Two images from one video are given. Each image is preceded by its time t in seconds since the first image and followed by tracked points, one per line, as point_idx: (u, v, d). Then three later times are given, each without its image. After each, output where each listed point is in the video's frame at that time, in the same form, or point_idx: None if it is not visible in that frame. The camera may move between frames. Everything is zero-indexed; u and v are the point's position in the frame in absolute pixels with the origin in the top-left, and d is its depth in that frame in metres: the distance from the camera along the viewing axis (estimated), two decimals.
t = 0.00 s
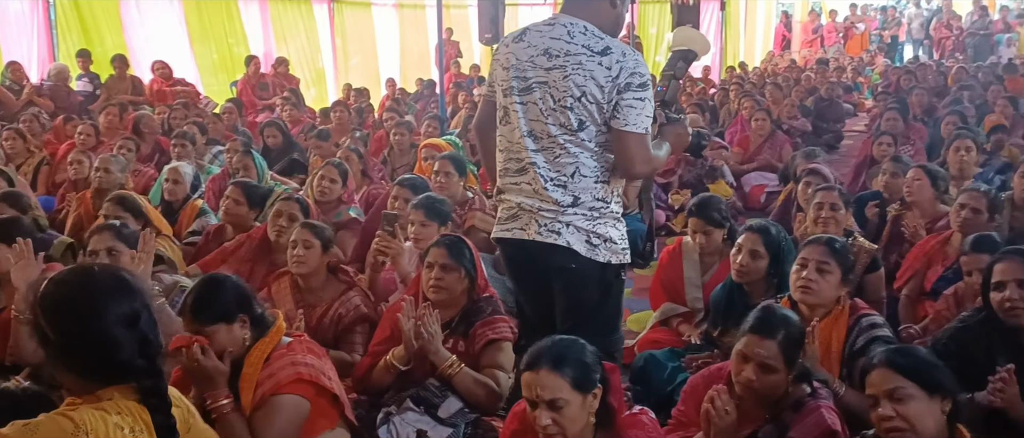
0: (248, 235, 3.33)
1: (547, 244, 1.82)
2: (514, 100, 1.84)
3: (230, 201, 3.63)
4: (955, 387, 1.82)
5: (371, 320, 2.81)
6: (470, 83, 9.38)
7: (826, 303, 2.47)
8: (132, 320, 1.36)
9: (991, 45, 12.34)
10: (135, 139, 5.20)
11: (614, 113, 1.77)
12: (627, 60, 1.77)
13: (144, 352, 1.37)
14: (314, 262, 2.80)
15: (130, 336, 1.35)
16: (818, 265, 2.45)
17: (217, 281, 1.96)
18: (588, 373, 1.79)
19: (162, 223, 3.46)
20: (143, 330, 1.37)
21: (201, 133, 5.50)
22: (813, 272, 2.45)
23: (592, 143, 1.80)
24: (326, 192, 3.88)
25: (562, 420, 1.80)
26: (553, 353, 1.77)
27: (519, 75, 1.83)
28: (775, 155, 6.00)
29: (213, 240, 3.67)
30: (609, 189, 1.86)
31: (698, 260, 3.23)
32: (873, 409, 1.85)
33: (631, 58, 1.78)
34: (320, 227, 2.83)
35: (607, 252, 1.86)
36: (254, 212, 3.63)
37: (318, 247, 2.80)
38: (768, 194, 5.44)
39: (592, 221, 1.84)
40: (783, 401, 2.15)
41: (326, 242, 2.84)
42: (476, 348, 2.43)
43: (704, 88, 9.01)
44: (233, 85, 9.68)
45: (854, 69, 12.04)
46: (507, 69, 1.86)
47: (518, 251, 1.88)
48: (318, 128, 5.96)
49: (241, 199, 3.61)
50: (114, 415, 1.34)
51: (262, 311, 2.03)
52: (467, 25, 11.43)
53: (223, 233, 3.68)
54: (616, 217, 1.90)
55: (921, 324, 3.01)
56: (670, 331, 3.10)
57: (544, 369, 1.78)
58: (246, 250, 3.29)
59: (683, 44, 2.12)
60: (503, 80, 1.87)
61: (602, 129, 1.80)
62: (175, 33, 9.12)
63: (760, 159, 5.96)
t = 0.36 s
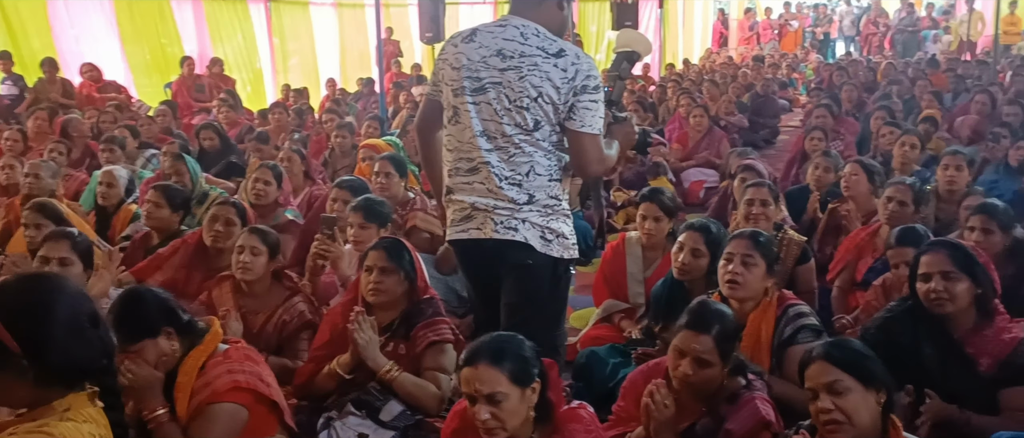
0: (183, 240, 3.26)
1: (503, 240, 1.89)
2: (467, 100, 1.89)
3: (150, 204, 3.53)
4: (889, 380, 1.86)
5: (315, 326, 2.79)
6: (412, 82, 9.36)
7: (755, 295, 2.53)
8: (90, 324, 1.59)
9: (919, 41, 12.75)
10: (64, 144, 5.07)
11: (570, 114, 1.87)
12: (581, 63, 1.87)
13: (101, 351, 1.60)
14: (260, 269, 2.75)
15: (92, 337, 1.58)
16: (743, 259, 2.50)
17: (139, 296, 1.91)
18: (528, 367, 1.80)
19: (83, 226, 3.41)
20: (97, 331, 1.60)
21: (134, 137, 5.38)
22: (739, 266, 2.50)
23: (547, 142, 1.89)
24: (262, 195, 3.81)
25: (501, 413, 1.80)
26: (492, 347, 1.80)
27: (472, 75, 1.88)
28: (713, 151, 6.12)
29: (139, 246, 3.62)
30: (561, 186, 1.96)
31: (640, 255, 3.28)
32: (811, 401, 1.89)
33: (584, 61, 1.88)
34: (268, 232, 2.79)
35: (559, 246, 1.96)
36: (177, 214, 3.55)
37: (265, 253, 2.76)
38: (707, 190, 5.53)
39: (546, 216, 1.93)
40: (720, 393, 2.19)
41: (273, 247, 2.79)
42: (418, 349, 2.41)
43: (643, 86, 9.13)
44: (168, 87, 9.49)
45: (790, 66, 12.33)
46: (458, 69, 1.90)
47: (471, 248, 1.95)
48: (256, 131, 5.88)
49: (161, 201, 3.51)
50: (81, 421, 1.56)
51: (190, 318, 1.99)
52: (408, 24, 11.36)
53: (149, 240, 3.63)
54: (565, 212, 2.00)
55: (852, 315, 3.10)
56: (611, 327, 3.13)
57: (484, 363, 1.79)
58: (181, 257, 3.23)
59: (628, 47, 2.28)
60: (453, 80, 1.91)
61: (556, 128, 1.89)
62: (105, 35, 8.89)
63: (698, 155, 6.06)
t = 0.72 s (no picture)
0: (111, 244, 3.17)
1: (445, 231, 1.91)
2: (403, 101, 1.90)
3: (79, 209, 3.42)
4: (834, 369, 1.90)
5: (246, 326, 2.75)
6: (350, 81, 9.28)
7: (692, 288, 2.56)
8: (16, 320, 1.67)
9: (847, 38, 13.11)
10: None
11: (504, 106, 1.89)
12: (512, 56, 1.89)
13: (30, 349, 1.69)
14: (191, 272, 2.67)
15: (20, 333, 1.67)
16: (682, 254, 2.54)
17: (59, 307, 1.84)
18: (464, 363, 1.80)
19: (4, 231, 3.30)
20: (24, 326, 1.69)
21: (59, 140, 5.21)
22: (678, 260, 2.53)
23: (484, 135, 1.91)
24: (181, 195, 3.76)
25: (439, 410, 1.79)
26: (428, 344, 1.79)
27: (407, 76, 1.89)
28: (650, 147, 6.20)
29: (67, 252, 3.52)
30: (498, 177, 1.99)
31: (581, 250, 3.30)
32: (761, 389, 1.91)
33: (514, 53, 1.90)
34: (196, 234, 2.70)
35: (499, 237, 1.98)
36: (106, 218, 3.44)
37: (195, 258, 2.67)
38: (645, 186, 5.60)
39: (485, 208, 1.95)
40: (658, 385, 2.22)
41: (203, 252, 2.71)
42: (352, 353, 2.37)
43: (581, 83, 9.19)
44: (95, 87, 9.22)
45: (724, 63, 12.55)
46: (392, 72, 1.91)
47: (413, 243, 1.96)
48: (188, 132, 5.75)
49: (90, 206, 3.40)
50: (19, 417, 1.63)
51: (115, 327, 1.92)
52: (344, 22, 11.24)
53: (77, 245, 3.53)
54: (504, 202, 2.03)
55: (786, 305, 3.18)
56: (551, 322, 3.13)
57: (420, 360, 1.78)
58: (110, 261, 3.14)
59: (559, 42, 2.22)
60: (387, 83, 1.92)
61: (492, 122, 1.92)
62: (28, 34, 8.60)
63: (636, 152, 6.13)
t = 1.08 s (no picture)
0: (47, 250, 3.08)
1: (379, 221, 2.18)
2: (336, 97, 2.16)
3: (26, 215, 3.36)
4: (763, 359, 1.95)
5: (182, 328, 2.70)
6: (293, 80, 9.16)
7: (645, 285, 2.60)
8: None
9: (787, 35, 13.34)
10: None
11: (429, 94, 2.16)
12: (433, 47, 2.14)
13: None
14: (116, 279, 2.60)
15: None
16: (637, 251, 2.56)
17: None
18: (410, 365, 1.80)
19: None
20: None
21: None
22: (632, 257, 2.56)
23: (412, 124, 2.18)
24: (111, 198, 3.68)
25: (385, 412, 1.78)
26: (375, 346, 1.79)
27: (338, 73, 2.14)
28: (597, 144, 6.25)
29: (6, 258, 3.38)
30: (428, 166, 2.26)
31: (529, 248, 3.31)
32: (693, 379, 1.94)
33: (436, 43, 2.15)
34: (116, 241, 2.61)
35: (431, 225, 2.26)
36: (55, 228, 3.39)
37: (117, 265, 2.60)
38: (592, 183, 5.64)
39: (416, 197, 2.23)
40: (604, 382, 2.24)
41: (126, 257, 2.63)
42: (292, 363, 2.33)
43: (527, 81, 9.21)
44: (27, 88, 8.94)
45: (667, 60, 12.69)
46: (324, 70, 2.17)
47: (350, 231, 2.23)
48: (125, 133, 5.61)
49: (38, 212, 3.36)
50: None
51: (49, 333, 1.87)
52: (286, 20, 11.08)
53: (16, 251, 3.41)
54: (435, 191, 2.31)
55: (730, 298, 3.23)
56: (500, 320, 3.12)
57: (365, 362, 1.77)
58: (45, 267, 3.05)
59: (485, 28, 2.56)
60: (319, 80, 2.18)
61: (419, 111, 2.18)
62: None
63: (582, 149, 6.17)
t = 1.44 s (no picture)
0: None
1: (329, 216, 2.19)
2: (274, 96, 2.15)
3: None
4: (715, 351, 1.96)
5: (119, 331, 2.63)
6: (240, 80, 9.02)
7: (600, 283, 2.60)
8: None
9: (733, 32, 13.56)
10: None
11: (367, 88, 2.16)
12: (368, 41, 2.15)
13: None
14: (43, 289, 2.51)
15: None
16: (593, 249, 2.57)
17: None
18: (361, 368, 1.78)
19: None
20: None
21: None
22: (588, 255, 2.57)
23: (353, 119, 2.18)
24: (54, 201, 3.57)
25: (335, 418, 1.76)
26: (324, 351, 1.77)
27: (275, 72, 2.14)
28: (548, 141, 6.27)
29: None
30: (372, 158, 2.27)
31: (484, 246, 3.29)
32: (645, 376, 1.95)
33: (370, 37, 2.16)
34: (35, 250, 2.49)
35: (379, 215, 2.27)
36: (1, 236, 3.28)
37: (40, 274, 2.49)
38: (544, 180, 5.65)
39: (365, 189, 2.23)
40: (558, 378, 2.25)
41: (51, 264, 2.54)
42: (242, 369, 2.29)
43: (478, 79, 9.21)
44: None
45: (617, 57, 12.79)
46: (261, 70, 2.17)
47: (297, 228, 2.22)
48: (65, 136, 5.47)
49: None
50: None
51: None
52: (232, 19, 10.92)
53: None
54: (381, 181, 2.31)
55: (681, 293, 3.27)
56: (452, 319, 3.11)
57: (315, 367, 1.75)
58: None
59: (416, 21, 2.65)
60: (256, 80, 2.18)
61: (359, 106, 2.19)
62: None
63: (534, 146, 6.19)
